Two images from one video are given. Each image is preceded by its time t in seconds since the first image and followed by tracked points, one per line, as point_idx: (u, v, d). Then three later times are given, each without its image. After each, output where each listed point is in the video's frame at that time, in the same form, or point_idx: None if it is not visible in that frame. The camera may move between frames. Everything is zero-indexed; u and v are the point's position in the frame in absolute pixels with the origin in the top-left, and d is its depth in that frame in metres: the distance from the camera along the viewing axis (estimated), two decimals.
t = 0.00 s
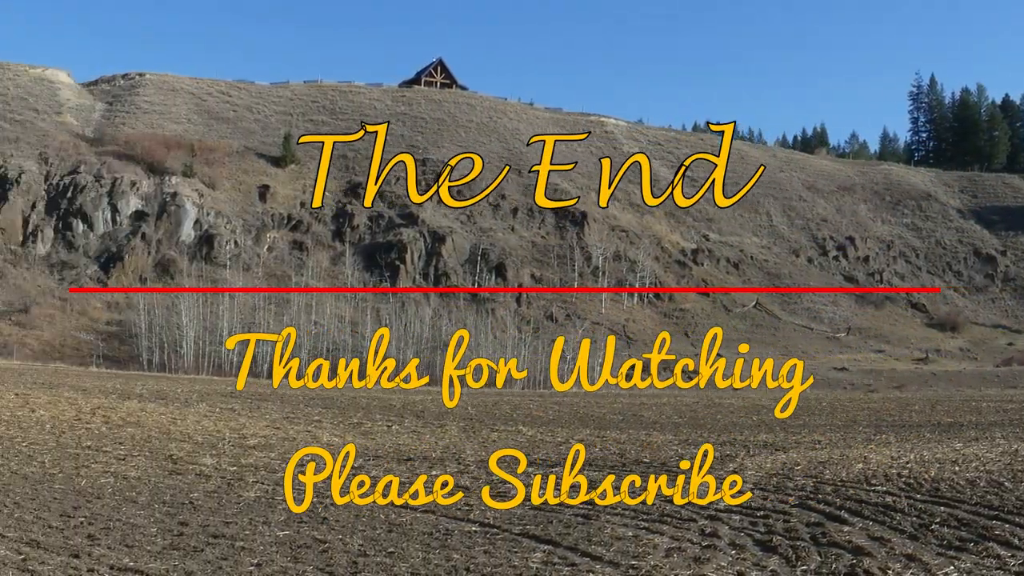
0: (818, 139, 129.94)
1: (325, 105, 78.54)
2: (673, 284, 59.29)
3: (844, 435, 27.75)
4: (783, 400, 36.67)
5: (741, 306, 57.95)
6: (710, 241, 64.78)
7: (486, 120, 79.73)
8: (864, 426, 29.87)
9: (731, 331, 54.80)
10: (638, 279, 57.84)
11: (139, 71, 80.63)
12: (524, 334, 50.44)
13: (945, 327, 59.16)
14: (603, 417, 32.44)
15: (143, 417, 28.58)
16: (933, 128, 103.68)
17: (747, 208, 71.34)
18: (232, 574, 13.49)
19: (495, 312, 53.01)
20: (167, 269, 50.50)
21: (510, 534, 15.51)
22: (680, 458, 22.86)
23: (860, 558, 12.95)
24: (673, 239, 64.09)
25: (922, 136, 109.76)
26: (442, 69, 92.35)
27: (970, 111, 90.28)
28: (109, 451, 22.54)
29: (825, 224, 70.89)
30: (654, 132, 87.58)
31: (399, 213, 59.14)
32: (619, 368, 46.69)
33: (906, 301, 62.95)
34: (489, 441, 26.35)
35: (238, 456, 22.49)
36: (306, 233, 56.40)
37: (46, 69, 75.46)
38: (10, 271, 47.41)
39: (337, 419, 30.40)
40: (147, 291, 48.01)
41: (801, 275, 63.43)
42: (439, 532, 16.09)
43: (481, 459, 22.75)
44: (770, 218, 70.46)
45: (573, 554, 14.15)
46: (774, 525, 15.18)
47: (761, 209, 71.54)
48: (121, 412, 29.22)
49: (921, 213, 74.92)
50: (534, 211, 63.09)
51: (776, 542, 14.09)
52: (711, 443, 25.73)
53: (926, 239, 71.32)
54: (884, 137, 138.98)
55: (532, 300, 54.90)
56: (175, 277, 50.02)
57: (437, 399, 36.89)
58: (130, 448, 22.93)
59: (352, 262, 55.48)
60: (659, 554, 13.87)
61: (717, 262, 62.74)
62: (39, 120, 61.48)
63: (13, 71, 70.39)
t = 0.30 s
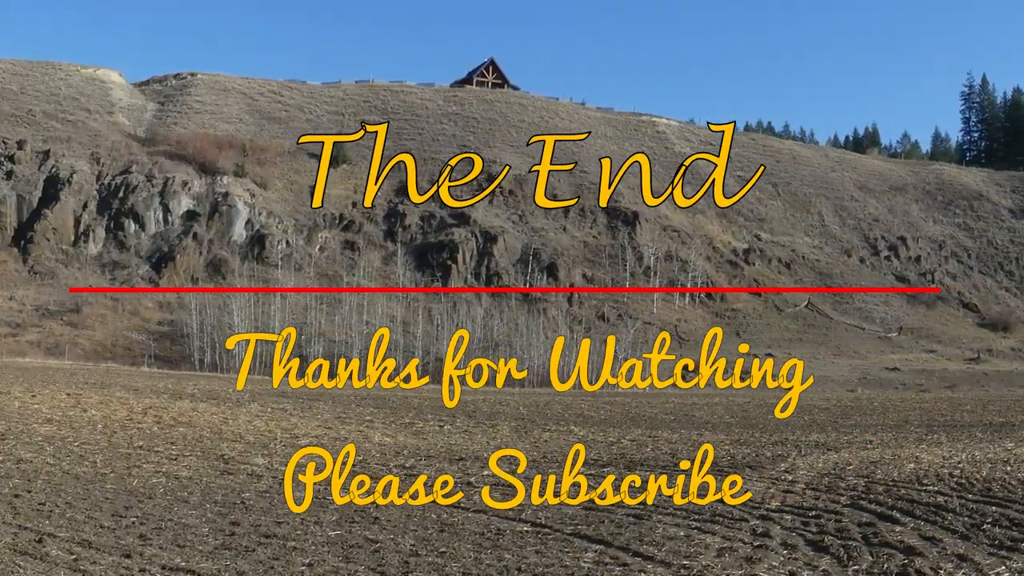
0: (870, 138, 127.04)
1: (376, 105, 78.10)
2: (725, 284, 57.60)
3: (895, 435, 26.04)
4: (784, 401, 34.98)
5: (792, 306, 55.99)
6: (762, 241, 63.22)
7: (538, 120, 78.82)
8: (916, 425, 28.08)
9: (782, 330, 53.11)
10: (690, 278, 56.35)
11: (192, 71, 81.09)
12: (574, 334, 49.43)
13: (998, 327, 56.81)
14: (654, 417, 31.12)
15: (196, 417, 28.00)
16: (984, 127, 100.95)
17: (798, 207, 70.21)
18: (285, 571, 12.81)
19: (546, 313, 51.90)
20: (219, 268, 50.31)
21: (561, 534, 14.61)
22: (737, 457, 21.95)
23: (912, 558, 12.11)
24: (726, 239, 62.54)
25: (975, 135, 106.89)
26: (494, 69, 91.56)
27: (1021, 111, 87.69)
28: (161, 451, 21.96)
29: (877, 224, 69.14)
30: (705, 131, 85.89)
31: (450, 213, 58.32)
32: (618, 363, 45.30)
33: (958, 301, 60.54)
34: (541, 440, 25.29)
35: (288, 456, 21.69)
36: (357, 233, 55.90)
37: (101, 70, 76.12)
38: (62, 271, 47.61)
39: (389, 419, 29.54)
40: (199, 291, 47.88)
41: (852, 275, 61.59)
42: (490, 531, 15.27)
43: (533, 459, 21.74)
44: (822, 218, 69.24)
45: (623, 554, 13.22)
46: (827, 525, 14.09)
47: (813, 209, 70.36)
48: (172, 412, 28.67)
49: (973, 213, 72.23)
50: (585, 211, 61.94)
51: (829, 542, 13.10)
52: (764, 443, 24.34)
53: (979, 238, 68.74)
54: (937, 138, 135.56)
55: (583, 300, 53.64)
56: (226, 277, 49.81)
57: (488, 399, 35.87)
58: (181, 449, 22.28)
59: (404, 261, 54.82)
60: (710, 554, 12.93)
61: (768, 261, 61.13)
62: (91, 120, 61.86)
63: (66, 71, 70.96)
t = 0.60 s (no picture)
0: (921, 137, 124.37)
1: (428, 106, 77.47)
2: (775, 284, 56.03)
3: (945, 434, 24.38)
4: (784, 401, 33.39)
5: (844, 306, 54.68)
6: (813, 241, 61.88)
7: (589, 120, 77.78)
8: (968, 426, 26.35)
9: (834, 330, 51.64)
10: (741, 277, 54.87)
11: (243, 72, 81.44)
12: (626, 334, 48.31)
13: None
14: (706, 417, 29.83)
15: (247, 417, 27.37)
16: None
17: (849, 207, 68.85)
18: (336, 571, 12.20)
19: (597, 313, 50.81)
20: (270, 268, 50.17)
21: (613, 534, 13.92)
22: (787, 457, 20.68)
23: (963, 558, 11.67)
24: (777, 239, 61.12)
25: None
26: (546, 69, 90.47)
27: None
28: (212, 451, 21.33)
29: (929, 224, 67.44)
30: (756, 130, 84.29)
31: (502, 213, 57.51)
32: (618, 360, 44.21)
33: (1012, 300, 58.99)
34: (592, 441, 24.29)
35: (341, 456, 20.84)
36: (408, 233, 55.38)
37: (153, 70, 76.66)
38: (114, 271, 47.81)
39: (441, 419, 28.74)
40: (250, 291, 47.79)
41: (904, 275, 60.13)
42: (542, 529, 14.47)
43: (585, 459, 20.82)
44: (874, 217, 67.74)
45: (675, 554, 12.61)
46: (879, 524, 13.47)
47: (865, 209, 68.90)
48: (222, 412, 28.06)
49: None
50: (636, 211, 60.68)
51: (880, 541, 12.55)
52: (816, 443, 22.97)
53: None
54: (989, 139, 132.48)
55: (634, 301, 52.42)
56: (277, 277, 49.64)
57: (540, 399, 34.85)
58: (232, 449, 21.69)
59: (456, 261, 54.11)
60: (762, 554, 12.34)
61: (820, 261, 59.65)
62: (142, 120, 62.23)
63: (117, 71, 71.51)
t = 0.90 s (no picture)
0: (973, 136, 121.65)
1: (480, 106, 76.93)
2: (826, 284, 54.55)
3: (998, 434, 22.91)
4: (784, 401, 32.65)
5: (895, 306, 53.34)
6: (864, 242, 60.38)
7: (641, 120, 76.55)
8: None
9: (885, 330, 50.47)
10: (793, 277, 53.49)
11: (295, 72, 81.72)
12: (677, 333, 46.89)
13: None
14: (758, 417, 28.63)
15: (299, 417, 26.64)
16: None
17: (900, 207, 67.23)
18: (388, 570, 11.55)
19: (650, 312, 49.70)
20: (322, 268, 50.04)
21: (664, 534, 13.01)
22: (838, 457, 19.48)
23: (1015, 558, 10.94)
24: (828, 239, 59.69)
25: None
26: (597, 69, 89.24)
27: None
28: (264, 451, 20.58)
29: (980, 224, 65.63)
30: (806, 130, 82.76)
31: (553, 213, 56.68)
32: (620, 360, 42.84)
33: None
34: (644, 440, 23.30)
35: (394, 456, 19.87)
36: (460, 233, 54.77)
37: (205, 70, 77.12)
38: (166, 271, 48.09)
39: (492, 419, 28.00)
40: (301, 291, 47.62)
41: (956, 275, 58.47)
42: (595, 528, 13.59)
43: (637, 459, 19.85)
44: (926, 217, 66.08)
45: (727, 554, 11.76)
46: (930, 524, 12.64)
47: (916, 209, 67.21)
48: (273, 412, 27.40)
49: None
50: (687, 210, 59.33)
51: (932, 541, 11.76)
52: (869, 443, 21.69)
53: None
54: None
55: (686, 300, 51.25)
56: (329, 277, 49.48)
57: (592, 399, 33.87)
58: (283, 447, 20.99)
59: (508, 261, 53.36)
60: (814, 553, 11.51)
61: (871, 261, 58.12)
62: (194, 120, 62.65)
63: (170, 71, 72.05)
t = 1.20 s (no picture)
0: None
1: (532, 106, 76.30)
2: (878, 284, 53.27)
3: None
4: (783, 401, 31.07)
5: (949, 306, 52.03)
6: (916, 241, 58.86)
7: (693, 120, 75.24)
8: None
9: (936, 330, 49.43)
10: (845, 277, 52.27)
11: (346, 72, 81.87)
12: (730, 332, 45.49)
13: None
14: (811, 417, 27.31)
15: (351, 417, 26.17)
16: None
17: (952, 207, 66.02)
18: (441, 571, 11.07)
19: (702, 312, 48.60)
20: (374, 268, 49.86)
21: (715, 534, 12.45)
22: (890, 457, 18.35)
23: None
24: (880, 239, 58.11)
25: None
26: (649, 68, 87.77)
27: None
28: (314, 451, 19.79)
29: None
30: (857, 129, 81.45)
31: (606, 213, 55.82)
32: (621, 357, 41.65)
33: None
34: (696, 441, 22.37)
35: (446, 457, 19.12)
36: (512, 233, 54.18)
37: (256, 70, 77.50)
38: (218, 271, 48.40)
39: (544, 419, 27.28)
40: (354, 291, 47.46)
41: (1009, 275, 57.04)
42: (647, 527, 12.97)
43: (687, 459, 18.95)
44: (977, 218, 64.93)
45: (778, 553, 11.39)
46: (983, 524, 12.29)
47: (967, 209, 66.06)
48: (325, 412, 26.91)
49: None
50: (739, 209, 57.94)
51: (983, 540, 11.47)
52: (923, 443, 20.42)
53: None
54: None
55: (738, 300, 50.17)
56: (381, 277, 49.32)
57: (645, 399, 32.96)
58: (330, 447, 20.39)
59: (559, 261, 52.60)
60: (866, 552, 11.19)
61: (924, 262, 56.61)
62: (246, 120, 63.09)
63: (221, 71, 72.51)
